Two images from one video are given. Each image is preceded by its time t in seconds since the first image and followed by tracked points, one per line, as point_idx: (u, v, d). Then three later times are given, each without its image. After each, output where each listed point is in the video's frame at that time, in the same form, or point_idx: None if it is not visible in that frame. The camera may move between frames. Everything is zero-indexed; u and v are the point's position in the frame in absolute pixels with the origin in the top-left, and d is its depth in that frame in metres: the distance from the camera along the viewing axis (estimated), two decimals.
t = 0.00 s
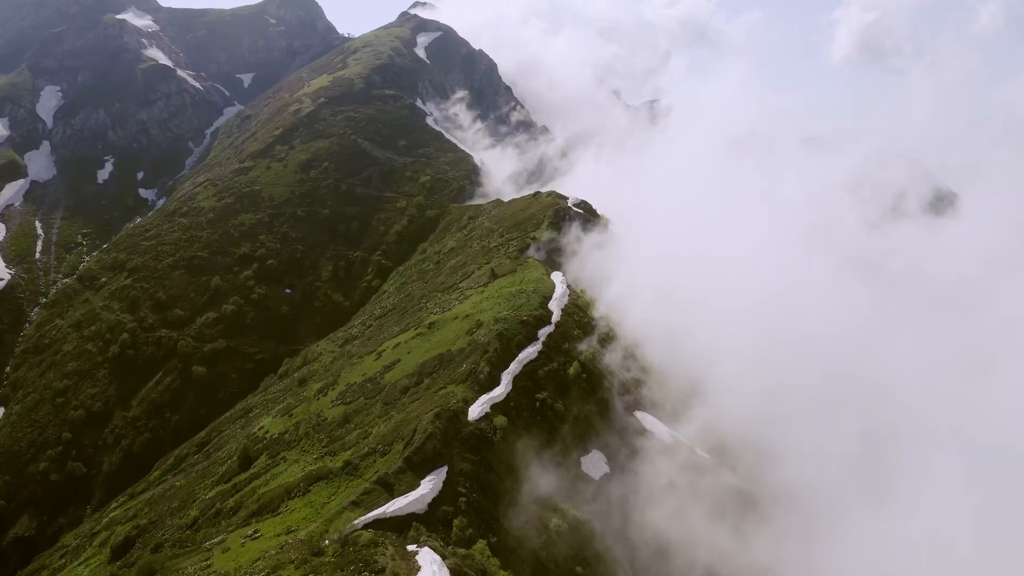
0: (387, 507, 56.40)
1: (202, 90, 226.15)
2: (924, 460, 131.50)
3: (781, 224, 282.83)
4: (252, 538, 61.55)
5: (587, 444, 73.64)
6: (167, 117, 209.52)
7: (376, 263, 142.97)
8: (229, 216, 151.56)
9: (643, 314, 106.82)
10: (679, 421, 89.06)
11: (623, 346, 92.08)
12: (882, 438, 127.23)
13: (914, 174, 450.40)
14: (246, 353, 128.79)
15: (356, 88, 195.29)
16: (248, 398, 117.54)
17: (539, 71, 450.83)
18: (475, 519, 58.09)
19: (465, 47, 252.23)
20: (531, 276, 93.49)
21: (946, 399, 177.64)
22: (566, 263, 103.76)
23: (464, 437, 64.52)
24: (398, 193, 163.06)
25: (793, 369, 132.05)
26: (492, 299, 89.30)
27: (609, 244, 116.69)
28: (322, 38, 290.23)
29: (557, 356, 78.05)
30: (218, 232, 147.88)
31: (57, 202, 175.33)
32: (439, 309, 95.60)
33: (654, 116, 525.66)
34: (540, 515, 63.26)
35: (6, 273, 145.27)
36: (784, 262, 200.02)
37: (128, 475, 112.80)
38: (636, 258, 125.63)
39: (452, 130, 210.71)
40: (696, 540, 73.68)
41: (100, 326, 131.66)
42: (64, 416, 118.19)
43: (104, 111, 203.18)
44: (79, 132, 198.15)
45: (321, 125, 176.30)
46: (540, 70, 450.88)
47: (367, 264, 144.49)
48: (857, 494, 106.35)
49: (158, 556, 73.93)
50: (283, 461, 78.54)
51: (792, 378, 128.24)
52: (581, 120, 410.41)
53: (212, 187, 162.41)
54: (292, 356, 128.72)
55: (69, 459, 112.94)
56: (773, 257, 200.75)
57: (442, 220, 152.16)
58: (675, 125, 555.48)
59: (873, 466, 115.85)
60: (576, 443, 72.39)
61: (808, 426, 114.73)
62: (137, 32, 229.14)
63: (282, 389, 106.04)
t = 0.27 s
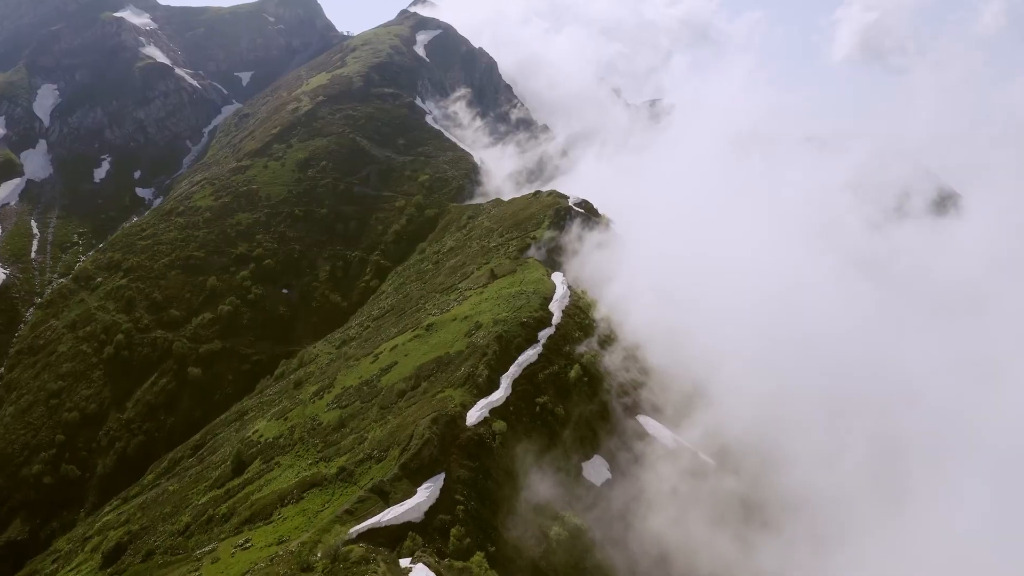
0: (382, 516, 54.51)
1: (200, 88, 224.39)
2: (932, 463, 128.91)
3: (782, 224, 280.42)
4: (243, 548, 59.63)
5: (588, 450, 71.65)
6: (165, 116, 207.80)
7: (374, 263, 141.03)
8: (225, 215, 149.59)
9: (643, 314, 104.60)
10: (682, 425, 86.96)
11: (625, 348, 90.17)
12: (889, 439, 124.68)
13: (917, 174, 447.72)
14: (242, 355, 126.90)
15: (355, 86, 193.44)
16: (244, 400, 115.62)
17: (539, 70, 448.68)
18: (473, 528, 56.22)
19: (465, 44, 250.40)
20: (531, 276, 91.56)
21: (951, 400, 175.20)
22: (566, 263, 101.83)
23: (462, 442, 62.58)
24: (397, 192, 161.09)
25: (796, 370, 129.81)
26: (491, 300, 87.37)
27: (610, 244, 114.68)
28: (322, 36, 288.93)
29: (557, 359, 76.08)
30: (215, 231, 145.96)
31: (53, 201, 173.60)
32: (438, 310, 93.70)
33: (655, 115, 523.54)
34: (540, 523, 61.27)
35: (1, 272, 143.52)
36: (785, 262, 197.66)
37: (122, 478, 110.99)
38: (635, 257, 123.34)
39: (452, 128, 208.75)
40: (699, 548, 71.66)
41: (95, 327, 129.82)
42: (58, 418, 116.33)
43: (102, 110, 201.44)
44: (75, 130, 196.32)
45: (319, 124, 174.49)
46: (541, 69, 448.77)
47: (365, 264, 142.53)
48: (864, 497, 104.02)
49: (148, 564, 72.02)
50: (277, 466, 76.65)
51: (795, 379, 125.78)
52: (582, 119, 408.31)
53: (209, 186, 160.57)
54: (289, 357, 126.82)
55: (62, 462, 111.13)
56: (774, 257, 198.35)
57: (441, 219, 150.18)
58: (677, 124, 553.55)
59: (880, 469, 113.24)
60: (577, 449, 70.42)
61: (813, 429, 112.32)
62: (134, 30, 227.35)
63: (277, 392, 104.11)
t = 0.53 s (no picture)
0: (377, 525, 52.80)
1: (197, 86, 222.71)
2: (937, 466, 127.07)
3: (784, 223, 278.01)
4: (235, 558, 57.89)
5: (589, 455, 69.88)
6: (162, 114, 206.03)
7: (372, 263, 139.27)
8: (222, 214, 147.76)
9: (644, 315, 102.60)
10: (684, 428, 85.05)
11: (627, 350, 88.42)
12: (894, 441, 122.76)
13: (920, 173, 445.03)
14: (239, 356, 125.15)
15: (354, 84, 191.80)
16: (240, 402, 113.90)
17: (540, 68, 447.12)
18: (470, 537, 54.53)
19: (465, 42, 249.23)
20: (531, 277, 89.80)
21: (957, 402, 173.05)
22: (567, 263, 100.05)
23: (460, 448, 60.88)
24: (395, 191, 159.33)
25: (800, 372, 127.86)
26: (490, 301, 85.65)
27: (610, 244, 112.88)
28: (321, 34, 288.33)
29: (558, 362, 74.36)
30: (211, 231, 144.19)
31: (49, 200, 171.86)
32: (436, 312, 91.98)
33: (656, 114, 522.51)
34: (540, 532, 59.50)
35: None
36: (788, 262, 195.52)
37: (116, 481, 109.24)
38: (635, 257, 121.31)
39: (452, 127, 207.08)
40: (703, 556, 69.85)
41: (89, 328, 128.12)
42: (52, 420, 114.51)
43: (98, 108, 199.64)
44: (72, 129, 194.56)
45: (317, 122, 172.81)
46: (541, 68, 447.23)
47: (363, 264, 140.76)
48: (870, 502, 102.09)
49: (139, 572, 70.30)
50: (271, 471, 74.95)
51: (799, 380, 123.71)
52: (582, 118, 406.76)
53: (205, 185, 158.84)
54: (285, 358, 125.11)
55: (56, 465, 109.46)
56: (775, 256, 196.07)
57: (440, 219, 148.38)
58: (677, 123, 552.22)
59: (887, 472, 111.21)
60: (577, 454, 68.62)
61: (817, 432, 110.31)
62: (132, 28, 225.53)
63: (273, 394, 102.38)
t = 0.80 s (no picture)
0: (370, 537, 50.59)
1: (195, 85, 220.58)
2: (946, 469, 124.25)
3: (786, 223, 275.35)
4: (224, 571, 55.69)
5: (591, 462, 67.55)
6: (159, 113, 203.88)
7: (370, 263, 137.03)
8: (218, 214, 145.50)
9: (645, 316, 100.07)
10: (688, 433, 82.59)
11: (629, 353, 86.13)
12: (902, 444, 119.96)
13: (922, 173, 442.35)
14: (234, 358, 122.91)
15: (352, 82, 189.70)
16: (234, 405, 111.66)
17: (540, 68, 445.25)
18: (468, 550, 52.25)
19: (464, 40, 247.68)
20: (530, 278, 87.58)
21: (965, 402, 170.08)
22: (568, 264, 97.77)
23: (457, 457, 58.60)
24: (393, 191, 157.16)
25: (807, 372, 125.17)
26: (489, 303, 83.40)
27: (611, 244, 110.56)
28: (319, 32, 286.71)
29: (559, 367, 72.11)
30: (207, 231, 141.94)
31: (43, 200, 169.72)
32: (434, 314, 89.72)
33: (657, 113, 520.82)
34: (540, 543, 57.17)
35: None
36: (790, 262, 192.75)
37: (109, 486, 107.00)
38: (636, 256, 118.76)
39: (451, 125, 205.07)
40: (710, 566, 67.24)
41: (83, 329, 125.96)
42: (43, 423, 112.17)
43: (95, 107, 197.47)
44: (68, 127, 192.45)
45: (315, 121, 170.72)
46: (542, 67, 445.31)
47: (361, 264, 138.57)
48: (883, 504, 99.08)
49: None
50: (264, 479, 72.71)
51: (806, 381, 120.85)
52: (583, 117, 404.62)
53: (201, 184, 156.64)
54: (281, 360, 122.91)
55: (47, 469, 107.31)
56: (778, 256, 193.31)
57: (439, 219, 146.19)
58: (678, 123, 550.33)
59: (897, 474, 108.32)
60: (579, 462, 66.29)
61: (825, 435, 107.43)
62: (129, 26, 223.35)
63: (268, 398, 100.13)
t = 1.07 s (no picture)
0: (363, 550, 48.65)
1: (193, 84, 218.75)
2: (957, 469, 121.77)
3: (787, 224, 273.41)
4: None
5: (593, 469, 65.67)
6: (156, 112, 202.09)
7: (368, 264, 135.17)
8: (214, 213, 143.56)
9: (647, 318, 98.26)
10: (692, 438, 80.69)
11: (631, 356, 84.19)
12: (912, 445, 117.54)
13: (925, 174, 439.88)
14: (229, 360, 121.08)
15: (350, 81, 187.85)
16: (229, 408, 109.89)
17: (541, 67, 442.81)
18: (465, 563, 50.33)
19: (464, 38, 245.20)
20: (530, 280, 85.66)
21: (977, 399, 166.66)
22: (569, 265, 95.82)
23: (454, 465, 56.68)
24: (392, 190, 155.22)
25: (813, 372, 122.80)
26: (488, 305, 81.49)
27: (613, 244, 108.76)
28: (318, 31, 284.06)
29: (559, 371, 70.16)
30: (203, 231, 139.96)
31: (39, 200, 167.91)
32: (432, 316, 87.80)
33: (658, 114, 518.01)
34: (540, 554, 55.28)
35: None
36: (793, 262, 190.88)
37: (102, 490, 105.16)
38: (637, 257, 116.92)
39: (451, 124, 203.01)
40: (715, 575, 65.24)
41: (77, 330, 124.05)
42: (36, 426, 110.29)
43: (91, 106, 195.49)
44: (64, 126, 190.52)
45: (313, 120, 168.88)
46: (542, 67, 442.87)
47: (359, 265, 136.67)
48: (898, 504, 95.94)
49: None
50: (256, 486, 70.87)
51: (812, 382, 118.67)
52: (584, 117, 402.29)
53: (198, 184, 154.72)
54: (278, 363, 121.10)
55: (40, 473, 105.43)
56: (780, 256, 191.43)
57: (438, 219, 144.31)
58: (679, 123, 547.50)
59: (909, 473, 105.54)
60: (580, 469, 64.41)
61: (833, 436, 105.25)
62: (126, 24, 221.50)
63: (263, 401, 98.32)
